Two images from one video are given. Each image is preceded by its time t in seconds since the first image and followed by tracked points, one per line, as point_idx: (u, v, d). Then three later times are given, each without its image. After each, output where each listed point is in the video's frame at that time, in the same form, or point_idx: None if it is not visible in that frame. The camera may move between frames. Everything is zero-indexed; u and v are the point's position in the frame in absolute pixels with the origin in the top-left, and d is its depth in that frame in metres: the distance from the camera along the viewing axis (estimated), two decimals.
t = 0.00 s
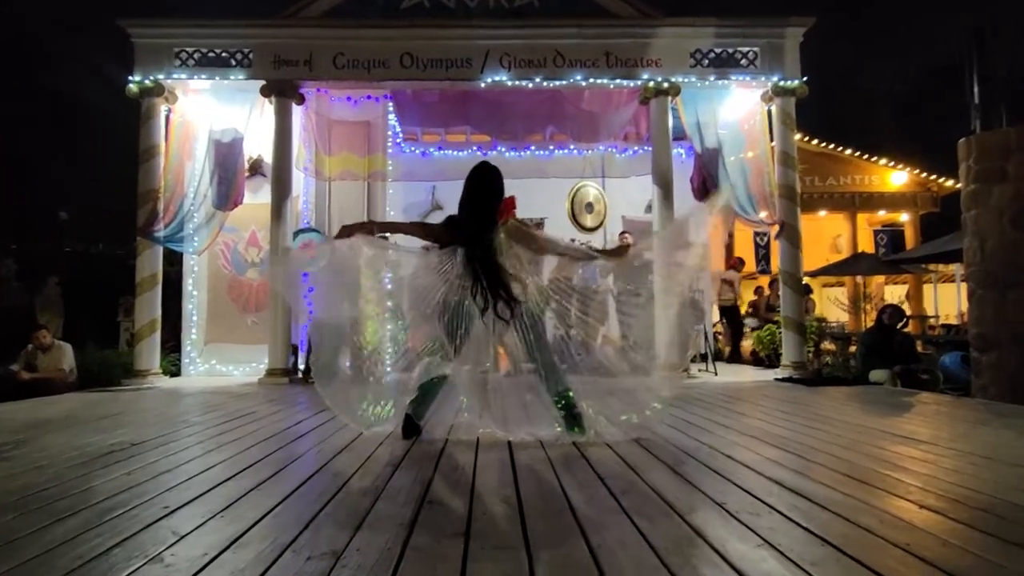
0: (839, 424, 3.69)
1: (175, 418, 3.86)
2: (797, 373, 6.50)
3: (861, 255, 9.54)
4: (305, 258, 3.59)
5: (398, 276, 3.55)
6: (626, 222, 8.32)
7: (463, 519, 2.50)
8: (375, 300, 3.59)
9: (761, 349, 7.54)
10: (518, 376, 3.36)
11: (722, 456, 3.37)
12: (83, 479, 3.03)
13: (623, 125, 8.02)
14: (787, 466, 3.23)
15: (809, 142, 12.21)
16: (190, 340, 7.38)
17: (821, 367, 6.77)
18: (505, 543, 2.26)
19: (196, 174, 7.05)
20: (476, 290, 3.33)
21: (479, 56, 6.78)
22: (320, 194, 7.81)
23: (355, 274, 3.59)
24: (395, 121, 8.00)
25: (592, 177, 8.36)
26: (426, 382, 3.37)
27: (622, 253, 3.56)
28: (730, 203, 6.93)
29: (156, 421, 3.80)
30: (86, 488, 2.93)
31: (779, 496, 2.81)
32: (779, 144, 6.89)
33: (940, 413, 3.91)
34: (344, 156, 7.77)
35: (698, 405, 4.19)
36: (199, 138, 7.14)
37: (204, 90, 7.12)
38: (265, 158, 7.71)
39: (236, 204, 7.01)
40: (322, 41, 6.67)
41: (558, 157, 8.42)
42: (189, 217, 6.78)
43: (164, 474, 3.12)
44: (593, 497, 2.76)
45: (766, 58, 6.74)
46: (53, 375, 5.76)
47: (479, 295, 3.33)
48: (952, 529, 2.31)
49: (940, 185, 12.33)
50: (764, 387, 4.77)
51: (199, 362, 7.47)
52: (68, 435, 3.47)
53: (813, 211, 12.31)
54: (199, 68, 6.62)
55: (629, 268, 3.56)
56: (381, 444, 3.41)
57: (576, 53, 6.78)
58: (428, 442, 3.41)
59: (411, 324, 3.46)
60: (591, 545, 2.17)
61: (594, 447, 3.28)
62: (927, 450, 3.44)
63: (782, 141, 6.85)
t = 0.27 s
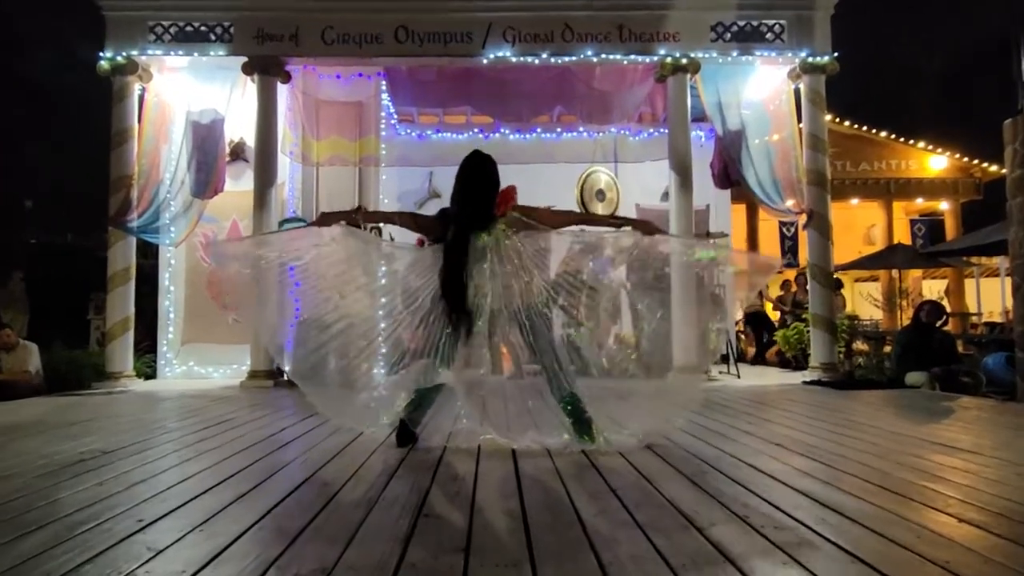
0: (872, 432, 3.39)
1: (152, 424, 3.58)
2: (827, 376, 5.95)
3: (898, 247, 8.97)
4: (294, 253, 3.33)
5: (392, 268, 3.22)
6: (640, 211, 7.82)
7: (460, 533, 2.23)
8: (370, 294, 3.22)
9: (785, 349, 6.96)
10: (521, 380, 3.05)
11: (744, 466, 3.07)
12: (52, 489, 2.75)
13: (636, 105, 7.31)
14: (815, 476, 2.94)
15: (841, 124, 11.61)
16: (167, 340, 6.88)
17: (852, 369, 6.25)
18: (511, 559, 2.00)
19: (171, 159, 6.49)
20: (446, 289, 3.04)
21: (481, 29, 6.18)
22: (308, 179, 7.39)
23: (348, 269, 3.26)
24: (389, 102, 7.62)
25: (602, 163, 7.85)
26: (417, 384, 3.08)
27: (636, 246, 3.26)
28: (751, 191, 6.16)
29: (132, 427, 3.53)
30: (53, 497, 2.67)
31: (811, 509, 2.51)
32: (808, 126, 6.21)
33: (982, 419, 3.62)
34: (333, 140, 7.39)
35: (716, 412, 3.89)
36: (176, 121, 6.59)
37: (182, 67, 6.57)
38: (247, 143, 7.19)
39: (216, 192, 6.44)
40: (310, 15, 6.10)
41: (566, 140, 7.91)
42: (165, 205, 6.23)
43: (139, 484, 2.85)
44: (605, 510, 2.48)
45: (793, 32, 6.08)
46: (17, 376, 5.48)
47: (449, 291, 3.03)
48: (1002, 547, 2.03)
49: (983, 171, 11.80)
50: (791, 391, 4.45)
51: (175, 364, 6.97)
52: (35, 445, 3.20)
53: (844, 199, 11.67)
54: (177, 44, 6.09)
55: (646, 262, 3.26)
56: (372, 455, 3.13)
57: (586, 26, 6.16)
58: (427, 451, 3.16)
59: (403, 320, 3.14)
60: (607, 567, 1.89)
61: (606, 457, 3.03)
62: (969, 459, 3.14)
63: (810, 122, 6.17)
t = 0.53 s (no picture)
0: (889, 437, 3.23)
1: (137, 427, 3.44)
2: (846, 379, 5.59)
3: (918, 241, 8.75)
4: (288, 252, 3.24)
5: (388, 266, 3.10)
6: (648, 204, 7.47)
7: (459, 542, 2.09)
8: (367, 291, 3.09)
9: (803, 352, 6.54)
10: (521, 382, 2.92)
11: (756, 470, 2.93)
12: (34, 496, 2.60)
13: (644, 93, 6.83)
14: (830, 481, 2.79)
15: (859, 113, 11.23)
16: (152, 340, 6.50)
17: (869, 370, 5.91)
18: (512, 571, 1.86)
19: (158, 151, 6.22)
20: (436, 285, 2.95)
21: (482, 15, 5.85)
22: (300, 172, 6.99)
23: (342, 267, 3.16)
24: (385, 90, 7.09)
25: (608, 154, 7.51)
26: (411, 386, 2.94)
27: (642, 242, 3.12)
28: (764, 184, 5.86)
29: (117, 432, 3.38)
30: (34, 505, 2.53)
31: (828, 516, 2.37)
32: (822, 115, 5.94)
33: (1006, 423, 3.47)
34: (327, 131, 6.88)
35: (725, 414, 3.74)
36: (162, 110, 6.30)
37: (170, 55, 6.22)
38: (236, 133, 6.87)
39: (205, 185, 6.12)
40: None
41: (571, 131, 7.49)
42: (152, 199, 5.94)
43: (124, 491, 2.70)
44: (612, 516, 2.33)
45: (810, 18, 5.73)
46: None
47: (439, 287, 2.94)
48: None
49: (1009, 163, 11.21)
50: (807, 394, 4.29)
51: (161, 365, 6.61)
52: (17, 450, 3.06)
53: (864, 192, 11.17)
54: (163, 31, 5.77)
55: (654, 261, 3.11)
56: (367, 461, 2.98)
57: (593, 11, 5.83)
58: (426, 455, 3.02)
59: (396, 319, 3.02)
60: None
61: (612, 463, 2.90)
62: (993, 464, 2.99)
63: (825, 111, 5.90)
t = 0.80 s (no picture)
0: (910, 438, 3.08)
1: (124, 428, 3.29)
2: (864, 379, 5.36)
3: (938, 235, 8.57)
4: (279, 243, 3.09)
5: (383, 258, 2.95)
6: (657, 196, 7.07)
7: (458, 547, 1.95)
8: (362, 284, 2.96)
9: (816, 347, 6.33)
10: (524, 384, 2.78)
11: (770, 472, 2.78)
12: (12, 499, 2.46)
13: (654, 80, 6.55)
14: (848, 484, 2.64)
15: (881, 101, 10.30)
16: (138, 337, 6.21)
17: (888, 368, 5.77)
18: None
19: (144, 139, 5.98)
20: (447, 290, 2.77)
21: None
22: (292, 162, 6.75)
23: (335, 259, 3.01)
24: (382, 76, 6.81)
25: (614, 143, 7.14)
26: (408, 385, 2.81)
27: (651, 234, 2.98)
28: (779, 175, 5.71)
29: (102, 433, 3.23)
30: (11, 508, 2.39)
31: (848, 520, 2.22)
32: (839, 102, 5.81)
33: None
34: (320, 118, 6.66)
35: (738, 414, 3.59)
36: (149, 96, 6.03)
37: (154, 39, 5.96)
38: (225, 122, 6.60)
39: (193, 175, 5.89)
40: None
41: (577, 119, 7.14)
42: (136, 189, 5.78)
43: (108, 494, 2.56)
44: (620, 521, 2.19)
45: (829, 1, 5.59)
46: None
47: (451, 292, 2.76)
48: None
49: None
50: (826, 393, 4.14)
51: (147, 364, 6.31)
52: None
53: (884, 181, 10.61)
54: (147, 14, 5.63)
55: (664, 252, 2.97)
56: (362, 463, 2.83)
57: None
58: (425, 457, 2.87)
59: (392, 317, 2.88)
60: None
61: (619, 464, 2.75)
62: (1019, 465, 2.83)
63: (843, 98, 5.77)
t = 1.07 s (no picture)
0: (926, 440, 2.97)
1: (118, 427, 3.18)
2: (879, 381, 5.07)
3: (956, 232, 8.45)
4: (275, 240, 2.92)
5: (384, 254, 2.86)
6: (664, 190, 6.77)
7: (460, 553, 1.85)
8: (359, 283, 2.86)
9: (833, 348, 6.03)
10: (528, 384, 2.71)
11: (782, 477, 2.68)
12: None
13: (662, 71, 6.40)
14: (863, 488, 2.54)
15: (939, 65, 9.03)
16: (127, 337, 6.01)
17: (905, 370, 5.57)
18: None
19: (134, 130, 5.77)
20: (457, 293, 2.66)
21: None
22: (287, 155, 6.43)
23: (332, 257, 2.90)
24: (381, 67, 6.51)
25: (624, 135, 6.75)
26: (408, 389, 2.74)
27: (661, 228, 2.87)
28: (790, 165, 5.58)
29: (94, 434, 3.11)
30: None
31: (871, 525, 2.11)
32: (854, 92, 5.55)
33: None
34: (316, 109, 6.38)
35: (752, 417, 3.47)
36: (138, 85, 5.80)
37: (145, 26, 5.74)
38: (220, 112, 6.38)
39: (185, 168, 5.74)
40: None
41: (583, 111, 6.77)
42: (127, 182, 5.64)
43: (96, 500, 2.45)
44: (629, 527, 2.08)
45: None
46: None
47: (462, 295, 2.65)
48: None
49: None
50: (845, 394, 4.03)
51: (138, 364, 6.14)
52: None
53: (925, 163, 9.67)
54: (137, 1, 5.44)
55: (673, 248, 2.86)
56: (360, 466, 2.73)
57: None
58: (427, 460, 2.76)
59: (391, 319, 2.80)
60: None
61: (626, 467, 2.65)
62: None
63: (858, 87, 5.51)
